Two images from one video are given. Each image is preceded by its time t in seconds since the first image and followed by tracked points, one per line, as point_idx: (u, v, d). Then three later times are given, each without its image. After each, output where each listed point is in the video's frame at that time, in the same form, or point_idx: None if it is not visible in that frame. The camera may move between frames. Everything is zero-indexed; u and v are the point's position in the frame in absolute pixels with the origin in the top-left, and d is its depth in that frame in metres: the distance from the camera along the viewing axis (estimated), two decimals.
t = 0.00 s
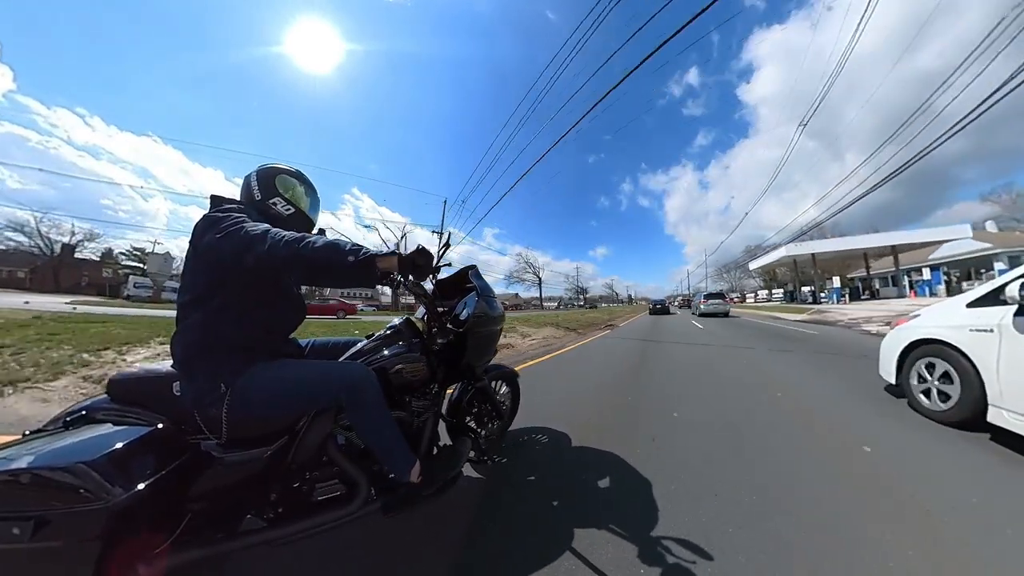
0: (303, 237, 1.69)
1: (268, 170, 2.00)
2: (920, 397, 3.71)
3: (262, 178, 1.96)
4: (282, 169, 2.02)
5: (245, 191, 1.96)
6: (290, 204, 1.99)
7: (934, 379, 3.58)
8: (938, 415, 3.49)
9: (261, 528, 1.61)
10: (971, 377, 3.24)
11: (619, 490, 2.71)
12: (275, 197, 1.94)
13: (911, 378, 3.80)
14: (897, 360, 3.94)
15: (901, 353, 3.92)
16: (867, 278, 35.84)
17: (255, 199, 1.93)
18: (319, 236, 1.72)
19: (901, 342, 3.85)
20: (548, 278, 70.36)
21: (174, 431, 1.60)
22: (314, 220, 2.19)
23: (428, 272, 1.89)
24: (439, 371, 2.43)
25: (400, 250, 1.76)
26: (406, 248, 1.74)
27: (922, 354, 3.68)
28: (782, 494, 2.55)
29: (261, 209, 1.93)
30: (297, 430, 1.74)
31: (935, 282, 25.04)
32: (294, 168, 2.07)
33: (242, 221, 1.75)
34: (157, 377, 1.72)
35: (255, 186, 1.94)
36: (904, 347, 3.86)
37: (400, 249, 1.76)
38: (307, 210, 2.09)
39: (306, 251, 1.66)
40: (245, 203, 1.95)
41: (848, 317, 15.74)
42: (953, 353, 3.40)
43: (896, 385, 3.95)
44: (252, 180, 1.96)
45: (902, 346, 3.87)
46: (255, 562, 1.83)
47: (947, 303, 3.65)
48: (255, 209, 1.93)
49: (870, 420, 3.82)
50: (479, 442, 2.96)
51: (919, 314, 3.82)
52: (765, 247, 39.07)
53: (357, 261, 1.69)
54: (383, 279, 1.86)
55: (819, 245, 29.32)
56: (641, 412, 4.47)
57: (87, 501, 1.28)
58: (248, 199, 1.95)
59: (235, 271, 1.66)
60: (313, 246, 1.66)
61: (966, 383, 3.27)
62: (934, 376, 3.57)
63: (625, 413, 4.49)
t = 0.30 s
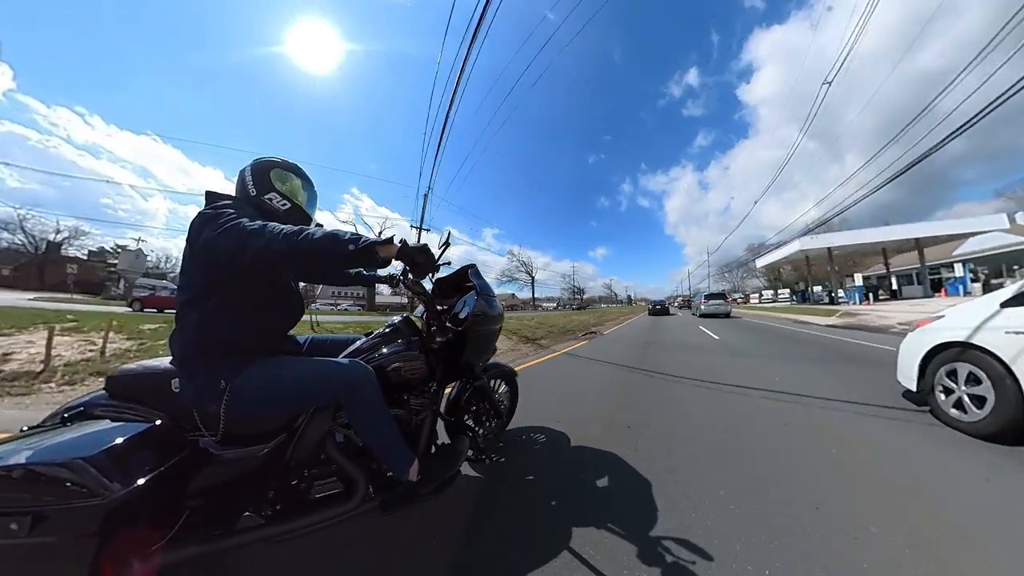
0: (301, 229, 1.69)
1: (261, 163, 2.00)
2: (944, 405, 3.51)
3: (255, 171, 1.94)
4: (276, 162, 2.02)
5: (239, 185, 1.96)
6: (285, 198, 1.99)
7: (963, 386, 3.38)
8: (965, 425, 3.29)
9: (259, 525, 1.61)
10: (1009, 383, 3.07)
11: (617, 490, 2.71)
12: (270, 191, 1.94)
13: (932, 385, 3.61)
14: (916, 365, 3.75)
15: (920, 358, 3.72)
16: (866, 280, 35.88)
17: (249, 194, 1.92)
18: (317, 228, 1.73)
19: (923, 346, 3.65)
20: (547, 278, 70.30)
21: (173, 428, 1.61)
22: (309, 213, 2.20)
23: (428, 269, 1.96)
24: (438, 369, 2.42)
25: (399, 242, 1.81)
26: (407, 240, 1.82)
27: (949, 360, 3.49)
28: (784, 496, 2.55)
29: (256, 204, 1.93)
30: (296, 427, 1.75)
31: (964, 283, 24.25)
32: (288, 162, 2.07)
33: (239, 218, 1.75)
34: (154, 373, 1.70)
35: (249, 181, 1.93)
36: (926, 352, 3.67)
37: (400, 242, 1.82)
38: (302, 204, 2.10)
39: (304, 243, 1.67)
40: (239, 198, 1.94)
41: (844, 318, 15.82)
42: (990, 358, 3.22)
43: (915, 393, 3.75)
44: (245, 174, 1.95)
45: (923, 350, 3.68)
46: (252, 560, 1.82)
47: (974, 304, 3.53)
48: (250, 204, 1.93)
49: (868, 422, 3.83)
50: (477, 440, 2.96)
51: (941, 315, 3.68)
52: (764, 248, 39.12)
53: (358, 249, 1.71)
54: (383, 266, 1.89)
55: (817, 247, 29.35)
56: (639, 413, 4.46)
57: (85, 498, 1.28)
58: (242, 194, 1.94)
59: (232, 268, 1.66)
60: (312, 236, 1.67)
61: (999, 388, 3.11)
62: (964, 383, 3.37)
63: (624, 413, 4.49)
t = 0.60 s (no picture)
0: (301, 233, 1.71)
1: (254, 161, 2.00)
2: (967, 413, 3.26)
3: (249, 169, 1.95)
4: (271, 159, 2.01)
5: (235, 183, 1.96)
6: (281, 194, 1.98)
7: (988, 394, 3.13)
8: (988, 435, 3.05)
9: (261, 524, 1.61)
10: None
11: (617, 489, 2.72)
12: (266, 189, 1.94)
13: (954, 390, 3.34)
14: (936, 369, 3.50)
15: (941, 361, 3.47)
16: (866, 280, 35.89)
17: (245, 192, 1.93)
18: (317, 232, 1.74)
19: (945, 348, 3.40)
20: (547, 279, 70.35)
21: (174, 427, 1.60)
22: (307, 210, 2.20)
23: (428, 270, 2.00)
24: (438, 370, 2.42)
25: (399, 243, 1.82)
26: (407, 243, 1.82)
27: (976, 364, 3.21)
28: (783, 495, 2.55)
29: (253, 201, 1.93)
30: (297, 427, 1.74)
31: (999, 278, 22.40)
32: (283, 159, 2.07)
33: (236, 218, 1.74)
34: (155, 373, 1.69)
35: (245, 179, 1.93)
36: (948, 354, 3.40)
37: (399, 244, 1.83)
38: (299, 200, 2.09)
39: (304, 247, 1.68)
40: (235, 197, 1.94)
41: (844, 319, 15.82)
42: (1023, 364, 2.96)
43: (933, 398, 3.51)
44: (240, 172, 1.96)
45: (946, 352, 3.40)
46: (253, 559, 1.82)
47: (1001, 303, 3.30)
48: (247, 202, 1.93)
49: (867, 422, 3.84)
50: (478, 440, 2.96)
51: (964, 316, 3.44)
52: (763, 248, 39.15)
53: (359, 252, 1.71)
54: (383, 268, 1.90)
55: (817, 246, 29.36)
56: (639, 413, 4.46)
57: (88, 496, 1.29)
58: (239, 193, 1.94)
59: (232, 269, 1.66)
60: (311, 240, 1.68)
61: None
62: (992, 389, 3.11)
63: (624, 413, 4.49)
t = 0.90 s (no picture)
0: (302, 239, 1.69)
1: (252, 169, 1.98)
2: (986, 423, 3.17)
3: (249, 177, 1.93)
4: (270, 167, 2.00)
5: (234, 192, 1.94)
6: (280, 203, 1.96)
7: (1008, 403, 3.04)
8: (1006, 446, 2.97)
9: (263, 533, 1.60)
10: None
11: (619, 492, 2.71)
12: (265, 197, 1.92)
13: (970, 397, 3.28)
14: (954, 376, 3.42)
15: (960, 368, 3.39)
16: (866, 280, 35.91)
17: (245, 200, 1.91)
18: (318, 237, 1.73)
19: (965, 353, 3.31)
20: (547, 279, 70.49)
21: (175, 434, 1.59)
22: (307, 218, 2.18)
23: (430, 273, 1.97)
24: (440, 374, 2.41)
25: (401, 247, 1.80)
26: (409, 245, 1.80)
27: (994, 371, 3.14)
28: (785, 497, 2.55)
29: (253, 210, 1.91)
30: (299, 434, 1.74)
31: None
32: (281, 166, 2.05)
33: (236, 226, 1.72)
34: (158, 381, 1.68)
35: (244, 187, 1.91)
36: (965, 360, 3.33)
37: (402, 246, 1.81)
38: (299, 208, 2.07)
39: (305, 253, 1.66)
40: (234, 205, 1.91)
41: (845, 319, 15.86)
42: None
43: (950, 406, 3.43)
44: (239, 181, 1.94)
45: (963, 358, 3.33)
46: (256, 565, 1.81)
47: None
48: (246, 210, 1.91)
49: (869, 424, 3.83)
50: (480, 445, 2.95)
51: (982, 320, 3.37)
52: (762, 249, 39.24)
53: (361, 257, 1.71)
54: (384, 272, 1.88)
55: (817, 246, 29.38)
56: (640, 415, 4.46)
57: (89, 505, 1.27)
58: (237, 201, 1.92)
59: (233, 276, 1.66)
60: (313, 246, 1.67)
61: None
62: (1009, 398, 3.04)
63: (625, 415, 4.49)
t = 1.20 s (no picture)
0: (298, 239, 1.67)
1: (250, 171, 1.96)
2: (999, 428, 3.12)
3: (247, 179, 1.92)
4: (268, 169, 1.98)
5: (232, 194, 1.92)
6: (278, 205, 1.95)
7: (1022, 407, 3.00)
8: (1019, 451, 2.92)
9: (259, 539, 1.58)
10: None
11: (618, 494, 2.69)
12: (264, 200, 1.91)
13: (984, 401, 3.24)
14: (969, 380, 3.38)
15: (975, 372, 3.35)
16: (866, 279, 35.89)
17: (243, 203, 1.89)
18: (315, 237, 1.71)
19: (982, 356, 3.28)
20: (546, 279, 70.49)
21: (170, 440, 1.58)
22: (305, 221, 2.16)
23: (427, 275, 1.95)
24: (438, 376, 2.39)
25: (398, 247, 1.78)
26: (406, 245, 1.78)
27: (1011, 375, 3.11)
28: (784, 497, 2.55)
29: (251, 213, 1.90)
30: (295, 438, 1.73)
31: None
32: (279, 168, 2.03)
33: (233, 227, 1.71)
34: (151, 386, 1.66)
35: (242, 190, 1.89)
36: (980, 364, 3.29)
37: (399, 246, 1.79)
38: (297, 212, 2.06)
39: (302, 254, 1.64)
40: (232, 207, 1.90)
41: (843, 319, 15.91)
42: None
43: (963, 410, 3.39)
44: (237, 183, 1.92)
45: (979, 362, 3.29)
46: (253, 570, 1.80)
47: None
48: (244, 213, 1.89)
49: (871, 425, 3.81)
50: (479, 447, 2.93)
51: (998, 324, 3.35)
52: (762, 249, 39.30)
53: (359, 255, 1.70)
54: (381, 273, 1.87)
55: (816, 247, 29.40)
56: (640, 417, 4.43)
57: (81, 513, 1.25)
58: (235, 203, 1.91)
59: (230, 277, 1.64)
60: (309, 246, 1.65)
61: None
62: None
63: (625, 415, 4.49)
